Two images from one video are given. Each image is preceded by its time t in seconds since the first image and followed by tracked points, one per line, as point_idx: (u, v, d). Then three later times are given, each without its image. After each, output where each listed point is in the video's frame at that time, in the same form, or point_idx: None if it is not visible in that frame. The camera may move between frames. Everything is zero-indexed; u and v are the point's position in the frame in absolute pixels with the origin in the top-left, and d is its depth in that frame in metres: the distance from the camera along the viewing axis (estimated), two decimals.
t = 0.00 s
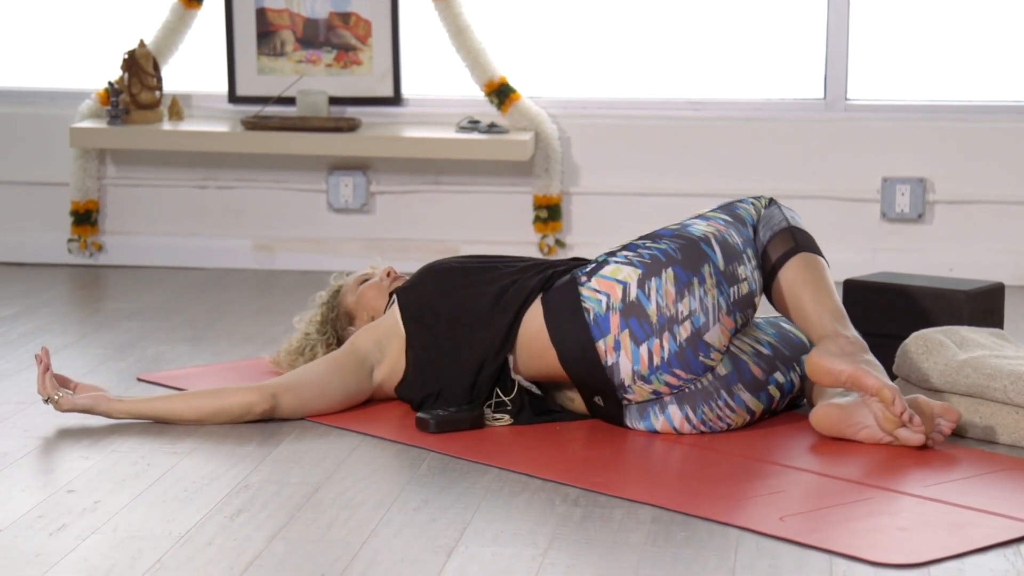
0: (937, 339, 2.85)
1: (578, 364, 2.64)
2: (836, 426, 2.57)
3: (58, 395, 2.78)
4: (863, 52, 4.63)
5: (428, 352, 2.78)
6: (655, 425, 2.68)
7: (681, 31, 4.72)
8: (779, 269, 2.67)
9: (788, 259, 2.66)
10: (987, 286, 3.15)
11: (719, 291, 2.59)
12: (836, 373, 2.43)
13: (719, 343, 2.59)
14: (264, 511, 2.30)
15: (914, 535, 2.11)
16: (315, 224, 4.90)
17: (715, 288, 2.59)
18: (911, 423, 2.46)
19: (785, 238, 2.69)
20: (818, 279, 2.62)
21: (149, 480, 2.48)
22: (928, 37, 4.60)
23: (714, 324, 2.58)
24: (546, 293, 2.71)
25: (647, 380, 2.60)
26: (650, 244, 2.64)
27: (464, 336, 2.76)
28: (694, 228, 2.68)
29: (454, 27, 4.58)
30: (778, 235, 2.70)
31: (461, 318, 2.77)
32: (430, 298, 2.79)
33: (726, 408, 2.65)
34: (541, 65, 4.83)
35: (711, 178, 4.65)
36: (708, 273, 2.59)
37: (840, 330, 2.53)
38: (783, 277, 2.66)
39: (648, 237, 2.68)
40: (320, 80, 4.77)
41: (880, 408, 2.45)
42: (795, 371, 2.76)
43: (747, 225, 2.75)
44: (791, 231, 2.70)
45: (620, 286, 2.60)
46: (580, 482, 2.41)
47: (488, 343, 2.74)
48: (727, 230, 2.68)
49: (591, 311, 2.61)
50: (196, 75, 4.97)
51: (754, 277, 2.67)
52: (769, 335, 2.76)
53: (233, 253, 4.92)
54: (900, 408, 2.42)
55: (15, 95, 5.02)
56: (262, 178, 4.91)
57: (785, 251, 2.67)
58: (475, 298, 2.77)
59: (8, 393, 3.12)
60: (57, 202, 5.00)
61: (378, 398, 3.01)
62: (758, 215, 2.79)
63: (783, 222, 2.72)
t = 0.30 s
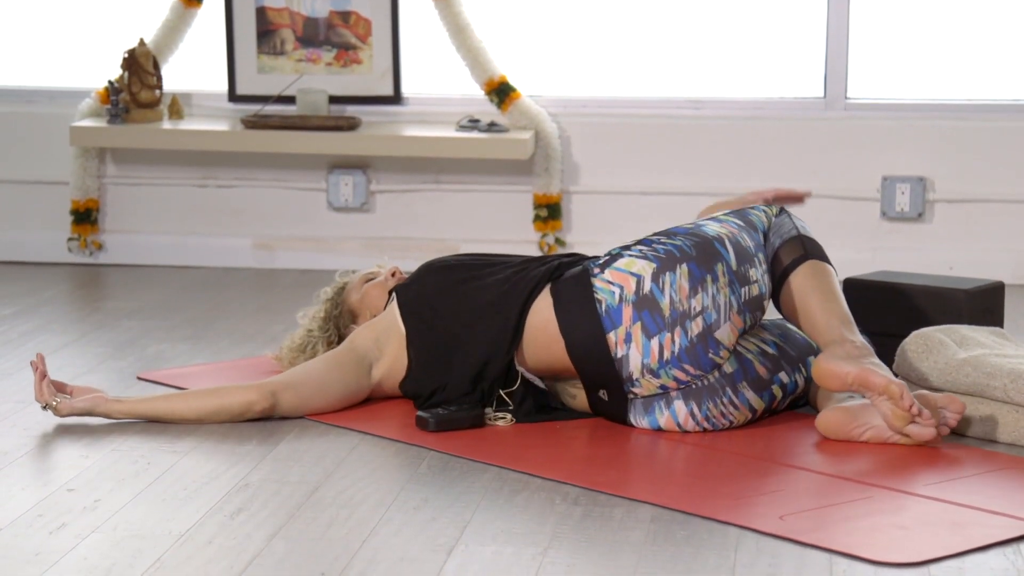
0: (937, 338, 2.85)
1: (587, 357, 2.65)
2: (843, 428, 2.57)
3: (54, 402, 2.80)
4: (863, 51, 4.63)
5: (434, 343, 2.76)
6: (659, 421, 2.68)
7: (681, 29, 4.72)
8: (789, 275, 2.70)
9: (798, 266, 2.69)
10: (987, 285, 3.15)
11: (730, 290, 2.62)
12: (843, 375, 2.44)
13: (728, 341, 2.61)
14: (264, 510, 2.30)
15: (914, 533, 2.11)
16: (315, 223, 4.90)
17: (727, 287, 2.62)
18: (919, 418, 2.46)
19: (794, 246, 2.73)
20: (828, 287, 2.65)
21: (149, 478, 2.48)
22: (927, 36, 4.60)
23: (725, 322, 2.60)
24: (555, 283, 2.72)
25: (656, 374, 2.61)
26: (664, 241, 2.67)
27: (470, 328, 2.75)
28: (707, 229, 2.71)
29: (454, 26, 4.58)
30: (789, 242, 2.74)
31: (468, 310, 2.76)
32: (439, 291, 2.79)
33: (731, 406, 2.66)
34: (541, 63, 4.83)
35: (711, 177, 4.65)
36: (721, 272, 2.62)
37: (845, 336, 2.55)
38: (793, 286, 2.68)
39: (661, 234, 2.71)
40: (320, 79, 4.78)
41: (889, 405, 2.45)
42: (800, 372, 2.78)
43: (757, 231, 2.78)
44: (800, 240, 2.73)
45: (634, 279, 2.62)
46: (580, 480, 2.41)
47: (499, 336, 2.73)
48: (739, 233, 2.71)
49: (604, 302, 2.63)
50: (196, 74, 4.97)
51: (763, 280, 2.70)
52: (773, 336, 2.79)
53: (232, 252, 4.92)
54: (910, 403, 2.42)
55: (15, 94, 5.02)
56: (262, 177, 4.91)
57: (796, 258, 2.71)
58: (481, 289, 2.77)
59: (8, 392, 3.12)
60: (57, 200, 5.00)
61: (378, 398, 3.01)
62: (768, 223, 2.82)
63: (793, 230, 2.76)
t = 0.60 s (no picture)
0: (937, 338, 2.85)
1: (591, 351, 2.64)
2: (853, 428, 2.57)
3: (54, 404, 2.81)
4: (862, 51, 4.64)
5: (438, 339, 2.76)
6: (661, 418, 2.68)
7: (681, 29, 4.72)
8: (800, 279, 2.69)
9: (809, 270, 2.68)
10: (987, 284, 3.15)
11: (736, 290, 2.62)
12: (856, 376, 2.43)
13: (732, 340, 2.62)
14: (264, 510, 2.30)
15: (915, 533, 2.11)
16: (315, 223, 4.91)
17: (733, 286, 2.62)
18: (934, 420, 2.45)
19: (806, 250, 2.72)
20: (838, 289, 2.64)
21: (149, 478, 2.48)
22: (927, 36, 4.60)
23: (730, 321, 2.60)
24: (558, 279, 2.72)
25: (659, 371, 2.61)
26: (672, 237, 2.67)
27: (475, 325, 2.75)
28: (716, 228, 2.71)
29: (454, 26, 4.58)
30: (800, 247, 2.73)
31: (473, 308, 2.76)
32: (445, 290, 2.79)
33: (732, 404, 2.66)
34: (541, 63, 4.83)
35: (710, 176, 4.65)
36: (728, 271, 2.62)
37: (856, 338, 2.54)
38: (803, 290, 2.67)
39: (669, 232, 2.71)
40: (320, 79, 4.78)
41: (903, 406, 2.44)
42: (801, 372, 2.78)
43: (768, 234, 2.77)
44: (811, 243, 2.72)
45: (640, 275, 2.62)
46: (581, 480, 2.41)
47: (505, 334, 2.72)
48: (748, 235, 2.71)
49: (610, 297, 2.63)
50: (196, 73, 4.97)
51: (770, 281, 2.70)
52: (777, 337, 2.79)
53: (233, 251, 4.92)
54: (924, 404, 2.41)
55: (15, 94, 5.02)
56: (262, 176, 4.91)
57: (806, 263, 2.69)
58: (486, 286, 2.77)
59: (7, 391, 3.12)
60: (56, 200, 5.00)
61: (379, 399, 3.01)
62: (780, 228, 2.81)
63: (804, 237, 2.75)
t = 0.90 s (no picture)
0: (937, 337, 2.85)
1: (591, 350, 2.64)
2: (854, 429, 2.57)
3: (54, 404, 2.82)
4: (862, 51, 4.64)
5: (437, 338, 2.76)
6: (661, 417, 2.68)
7: (680, 29, 4.72)
8: (800, 280, 2.69)
9: (809, 271, 2.68)
10: (987, 284, 3.15)
11: (736, 290, 2.63)
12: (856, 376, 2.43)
13: (732, 339, 2.62)
14: (263, 510, 2.30)
15: (914, 533, 2.11)
16: (315, 222, 4.91)
17: (733, 286, 2.62)
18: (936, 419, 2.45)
19: (806, 251, 2.72)
20: (839, 289, 2.64)
21: (149, 478, 2.47)
22: (927, 36, 4.60)
23: (729, 320, 2.61)
24: (558, 278, 2.72)
25: (660, 370, 2.61)
26: (671, 237, 2.67)
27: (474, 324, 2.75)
28: (715, 229, 2.71)
29: (454, 25, 4.58)
30: (800, 248, 2.73)
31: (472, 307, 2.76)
32: (445, 289, 2.79)
33: (732, 402, 2.66)
34: (541, 63, 4.83)
35: (710, 176, 4.64)
36: (728, 271, 2.63)
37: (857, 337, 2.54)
38: (804, 290, 2.67)
39: (669, 232, 2.71)
40: (320, 78, 4.78)
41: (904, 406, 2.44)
42: (801, 372, 2.78)
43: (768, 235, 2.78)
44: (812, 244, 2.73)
45: (640, 274, 2.62)
46: (581, 480, 2.41)
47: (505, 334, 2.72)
48: (748, 236, 2.72)
49: (610, 297, 2.63)
50: (196, 73, 4.97)
51: (770, 282, 2.70)
52: (777, 337, 2.79)
53: (233, 251, 4.92)
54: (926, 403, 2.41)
55: (15, 94, 5.01)
56: (262, 176, 4.91)
57: (808, 263, 2.70)
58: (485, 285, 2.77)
59: (7, 391, 3.12)
60: (57, 200, 5.00)
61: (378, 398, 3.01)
62: (781, 229, 2.81)
63: (805, 237, 2.75)
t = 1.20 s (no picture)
0: (937, 337, 2.85)
1: (592, 350, 2.64)
2: (854, 429, 2.57)
3: (54, 403, 2.82)
4: (862, 51, 4.64)
5: (437, 339, 2.75)
6: (661, 417, 2.68)
7: (680, 30, 4.72)
8: (801, 283, 2.69)
9: (811, 273, 2.69)
10: (986, 284, 3.15)
11: (737, 291, 2.63)
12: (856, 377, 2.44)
13: (733, 341, 2.62)
14: (263, 510, 2.30)
15: (914, 533, 2.11)
16: (315, 222, 4.91)
17: (734, 288, 2.62)
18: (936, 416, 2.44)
19: (806, 254, 2.72)
20: (840, 291, 2.64)
21: (149, 478, 2.47)
22: (926, 36, 4.60)
23: (730, 321, 2.61)
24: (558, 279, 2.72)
25: (660, 371, 2.61)
26: (673, 238, 2.66)
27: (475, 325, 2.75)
28: (717, 229, 2.71)
29: (454, 25, 4.58)
30: (801, 250, 2.73)
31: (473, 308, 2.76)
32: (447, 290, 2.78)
33: (732, 403, 2.66)
34: (541, 63, 4.83)
35: (710, 176, 4.65)
36: (729, 272, 2.62)
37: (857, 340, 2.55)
38: (805, 292, 2.68)
39: (671, 232, 2.71)
40: (319, 78, 4.78)
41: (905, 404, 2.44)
42: (801, 373, 2.78)
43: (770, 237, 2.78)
44: (813, 247, 2.73)
45: (642, 275, 2.61)
46: (581, 480, 2.41)
47: (505, 334, 2.72)
48: (750, 237, 2.72)
49: (611, 298, 2.62)
50: (196, 73, 4.97)
51: (771, 283, 2.70)
52: (778, 338, 2.80)
53: (232, 251, 4.92)
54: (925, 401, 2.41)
55: (15, 94, 5.01)
56: (262, 176, 4.91)
57: (810, 265, 2.70)
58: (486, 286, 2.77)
59: (7, 391, 3.12)
60: (56, 200, 5.00)
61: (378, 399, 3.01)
62: (783, 231, 2.82)
63: (807, 238, 2.75)
